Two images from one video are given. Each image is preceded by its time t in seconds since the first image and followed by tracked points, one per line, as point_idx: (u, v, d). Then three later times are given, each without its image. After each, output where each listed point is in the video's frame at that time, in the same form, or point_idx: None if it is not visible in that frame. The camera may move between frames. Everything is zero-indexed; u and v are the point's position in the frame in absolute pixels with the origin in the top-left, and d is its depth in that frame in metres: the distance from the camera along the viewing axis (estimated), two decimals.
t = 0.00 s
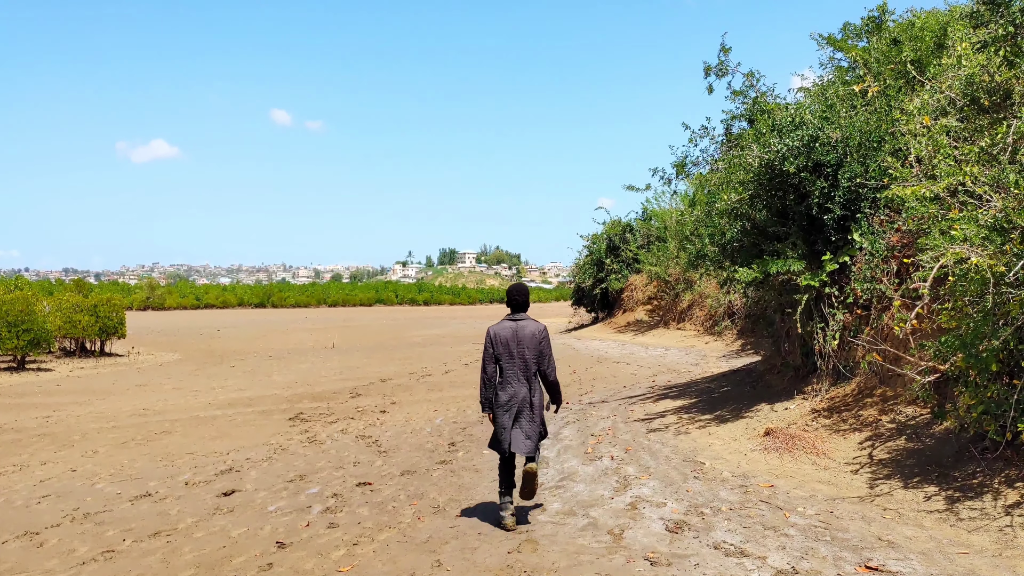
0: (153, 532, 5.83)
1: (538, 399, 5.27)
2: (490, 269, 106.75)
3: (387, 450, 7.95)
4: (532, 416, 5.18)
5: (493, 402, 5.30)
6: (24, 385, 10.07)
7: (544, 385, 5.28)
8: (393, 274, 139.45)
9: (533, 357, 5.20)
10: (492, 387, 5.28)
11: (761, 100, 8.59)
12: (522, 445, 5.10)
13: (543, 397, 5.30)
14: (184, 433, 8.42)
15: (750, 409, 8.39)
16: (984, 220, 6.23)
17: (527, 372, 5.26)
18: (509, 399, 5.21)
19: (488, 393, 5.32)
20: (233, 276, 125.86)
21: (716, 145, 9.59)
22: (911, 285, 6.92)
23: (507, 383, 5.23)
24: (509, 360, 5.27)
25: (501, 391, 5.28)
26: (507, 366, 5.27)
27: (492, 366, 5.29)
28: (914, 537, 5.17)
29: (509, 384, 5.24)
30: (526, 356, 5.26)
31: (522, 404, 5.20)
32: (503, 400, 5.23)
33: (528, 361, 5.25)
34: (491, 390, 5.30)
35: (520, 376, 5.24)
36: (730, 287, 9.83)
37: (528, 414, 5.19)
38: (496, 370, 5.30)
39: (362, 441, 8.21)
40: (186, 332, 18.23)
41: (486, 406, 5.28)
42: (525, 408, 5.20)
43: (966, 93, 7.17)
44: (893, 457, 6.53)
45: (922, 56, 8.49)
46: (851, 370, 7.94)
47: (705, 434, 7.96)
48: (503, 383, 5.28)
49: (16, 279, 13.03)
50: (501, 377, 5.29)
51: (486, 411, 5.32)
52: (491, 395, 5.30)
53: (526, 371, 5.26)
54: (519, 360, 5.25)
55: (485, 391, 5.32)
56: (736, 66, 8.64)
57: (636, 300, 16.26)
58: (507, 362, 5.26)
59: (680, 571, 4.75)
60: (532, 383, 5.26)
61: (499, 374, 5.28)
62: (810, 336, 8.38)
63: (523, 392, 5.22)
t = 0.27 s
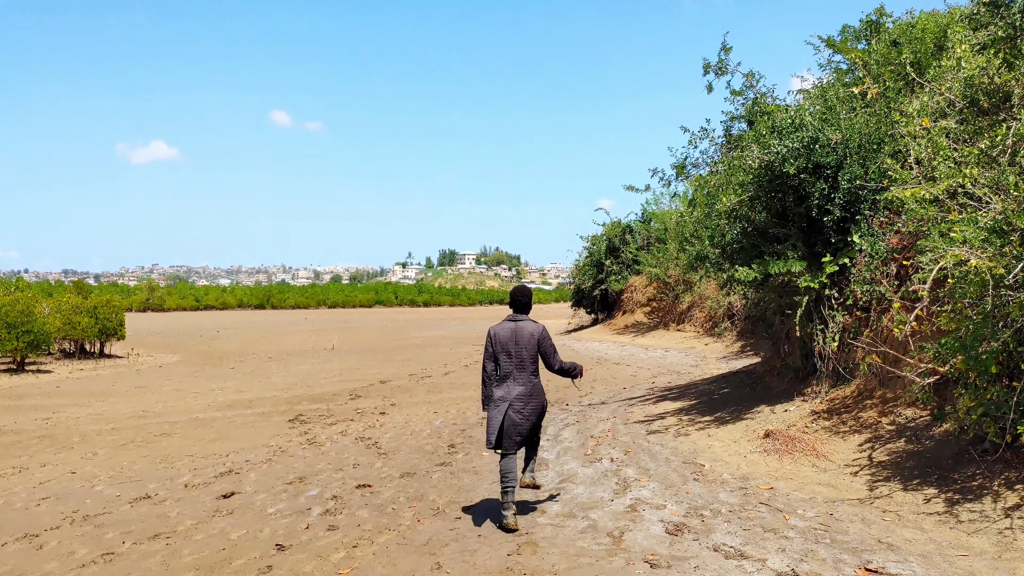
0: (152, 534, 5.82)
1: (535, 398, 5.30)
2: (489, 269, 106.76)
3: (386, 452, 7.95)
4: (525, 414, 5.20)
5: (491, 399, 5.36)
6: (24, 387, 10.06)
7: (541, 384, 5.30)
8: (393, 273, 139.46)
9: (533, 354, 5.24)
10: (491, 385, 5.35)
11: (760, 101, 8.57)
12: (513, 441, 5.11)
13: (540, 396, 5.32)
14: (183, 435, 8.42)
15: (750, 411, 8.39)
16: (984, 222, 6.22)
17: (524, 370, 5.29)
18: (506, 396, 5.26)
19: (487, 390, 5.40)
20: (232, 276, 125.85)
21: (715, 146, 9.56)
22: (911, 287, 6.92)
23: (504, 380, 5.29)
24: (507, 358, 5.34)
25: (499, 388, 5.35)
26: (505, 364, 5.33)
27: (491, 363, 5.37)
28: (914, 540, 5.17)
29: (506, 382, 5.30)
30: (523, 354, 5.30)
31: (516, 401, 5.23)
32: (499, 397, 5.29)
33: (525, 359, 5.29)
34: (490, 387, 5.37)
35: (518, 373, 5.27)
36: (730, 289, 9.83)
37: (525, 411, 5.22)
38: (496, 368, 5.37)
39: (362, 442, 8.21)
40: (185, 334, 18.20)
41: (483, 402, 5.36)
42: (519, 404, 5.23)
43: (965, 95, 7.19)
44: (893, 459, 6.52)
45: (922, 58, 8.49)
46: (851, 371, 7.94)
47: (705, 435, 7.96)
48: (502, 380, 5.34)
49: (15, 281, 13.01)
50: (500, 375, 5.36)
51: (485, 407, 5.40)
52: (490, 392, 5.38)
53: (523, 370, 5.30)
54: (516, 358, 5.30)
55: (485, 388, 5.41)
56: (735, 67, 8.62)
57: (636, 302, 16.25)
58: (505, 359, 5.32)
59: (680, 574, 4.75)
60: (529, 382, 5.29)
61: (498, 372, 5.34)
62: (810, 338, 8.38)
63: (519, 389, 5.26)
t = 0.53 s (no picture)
0: (152, 536, 5.82)
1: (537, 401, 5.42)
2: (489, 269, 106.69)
3: (385, 453, 7.95)
4: (529, 418, 5.29)
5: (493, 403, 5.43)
6: (23, 388, 10.06)
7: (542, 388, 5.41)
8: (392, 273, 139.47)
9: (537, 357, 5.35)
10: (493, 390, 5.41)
11: (760, 103, 8.57)
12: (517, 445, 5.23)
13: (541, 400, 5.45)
14: (183, 436, 8.41)
15: (749, 412, 8.39)
16: (983, 224, 6.22)
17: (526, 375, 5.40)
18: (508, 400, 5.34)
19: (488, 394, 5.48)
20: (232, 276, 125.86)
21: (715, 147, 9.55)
22: (910, 288, 6.92)
23: (507, 385, 5.37)
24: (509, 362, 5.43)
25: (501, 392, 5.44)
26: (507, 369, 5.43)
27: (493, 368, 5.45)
28: (913, 541, 5.17)
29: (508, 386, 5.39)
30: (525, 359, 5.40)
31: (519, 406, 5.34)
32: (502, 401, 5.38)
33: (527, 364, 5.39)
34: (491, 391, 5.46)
35: (520, 377, 5.34)
36: (729, 290, 9.82)
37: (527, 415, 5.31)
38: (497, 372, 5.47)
39: (361, 444, 8.21)
40: (185, 335, 18.19)
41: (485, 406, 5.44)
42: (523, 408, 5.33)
43: (964, 97, 7.20)
44: (892, 461, 6.53)
45: (921, 60, 8.49)
46: (851, 373, 7.94)
47: (705, 437, 7.96)
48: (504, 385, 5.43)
49: (15, 283, 13.00)
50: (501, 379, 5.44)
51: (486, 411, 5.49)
52: (491, 396, 5.46)
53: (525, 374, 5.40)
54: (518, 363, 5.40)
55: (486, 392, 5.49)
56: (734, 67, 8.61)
57: (636, 303, 16.25)
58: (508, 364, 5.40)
59: None
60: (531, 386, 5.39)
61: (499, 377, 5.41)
62: (809, 339, 8.39)
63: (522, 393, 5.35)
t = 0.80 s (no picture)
0: (151, 539, 5.81)
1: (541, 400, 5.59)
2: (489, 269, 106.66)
3: (385, 455, 7.94)
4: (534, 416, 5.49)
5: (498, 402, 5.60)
6: (23, 390, 10.05)
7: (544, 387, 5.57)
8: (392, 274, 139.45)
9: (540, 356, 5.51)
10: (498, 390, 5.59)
11: (759, 104, 8.56)
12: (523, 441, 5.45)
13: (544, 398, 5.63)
14: (182, 438, 8.40)
15: (749, 414, 8.38)
16: (983, 226, 6.21)
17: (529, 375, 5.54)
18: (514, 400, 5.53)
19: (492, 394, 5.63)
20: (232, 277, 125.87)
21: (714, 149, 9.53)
22: (910, 290, 6.91)
23: (511, 386, 5.50)
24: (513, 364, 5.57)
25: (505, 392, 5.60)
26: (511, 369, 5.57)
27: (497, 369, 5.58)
28: (913, 544, 5.16)
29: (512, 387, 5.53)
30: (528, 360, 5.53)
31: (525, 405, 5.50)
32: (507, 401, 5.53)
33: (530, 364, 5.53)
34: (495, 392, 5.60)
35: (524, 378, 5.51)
36: (729, 292, 9.80)
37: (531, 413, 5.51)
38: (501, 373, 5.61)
39: (361, 446, 8.20)
40: (185, 337, 18.18)
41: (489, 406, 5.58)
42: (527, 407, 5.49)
43: (964, 99, 7.22)
44: (892, 463, 6.52)
45: (920, 62, 8.49)
46: (851, 375, 7.94)
47: (705, 439, 7.95)
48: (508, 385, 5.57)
49: (15, 284, 12.99)
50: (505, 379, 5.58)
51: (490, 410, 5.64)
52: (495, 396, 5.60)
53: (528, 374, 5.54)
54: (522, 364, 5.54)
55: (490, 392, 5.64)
56: (734, 67, 8.59)
57: (636, 304, 16.24)
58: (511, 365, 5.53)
59: None
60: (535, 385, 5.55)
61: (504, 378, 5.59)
62: (809, 341, 8.38)
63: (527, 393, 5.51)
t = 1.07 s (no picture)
0: (151, 545, 5.80)
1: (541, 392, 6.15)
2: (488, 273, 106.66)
3: (385, 462, 7.93)
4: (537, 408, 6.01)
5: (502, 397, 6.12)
6: (22, 396, 10.04)
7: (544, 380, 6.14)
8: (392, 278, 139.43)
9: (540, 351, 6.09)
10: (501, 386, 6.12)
11: (758, 110, 8.58)
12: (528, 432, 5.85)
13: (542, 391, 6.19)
14: (182, 444, 8.41)
15: (749, 420, 8.38)
16: (983, 232, 6.23)
17: (530, 369, 6.11)
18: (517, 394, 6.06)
19: (495, 389, 6.15)
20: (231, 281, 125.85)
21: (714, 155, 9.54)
22: (909, 297, 6.92)
23: (514, 381, 6.05)
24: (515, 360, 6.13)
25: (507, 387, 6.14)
26: (513, 365, 6.15)
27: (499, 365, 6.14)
28: (913, 551, 5.16)
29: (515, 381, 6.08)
30: (528, 357, 6.14)
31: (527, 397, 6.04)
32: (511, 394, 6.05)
33: (531, 361, 6.12)
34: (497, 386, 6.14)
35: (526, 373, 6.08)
36: (729, 298, 9.80)
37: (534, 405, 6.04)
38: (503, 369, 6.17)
39: (361, 452, 8.20)
40: (185, 342, 18.17)
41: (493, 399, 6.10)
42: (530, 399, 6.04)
43: (963, 106, 7.24)
44: (892, 469, 6.52)
45: (920, 69, 8.51)
46: (851, 382, 7.94)
47: (705, 445, 7.95)
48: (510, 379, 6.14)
49: (15, 290, 12.99)
50: (507, 374, 6.15)
51: (492, 404, 6.16)
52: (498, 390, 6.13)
53: (529, 369, 6.11)
54: (523, 360, 6.12)
55: (492, 387, 6.17)
56: (732, 73, 8.62)
57: (636, 310, 16.24)
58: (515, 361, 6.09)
59: None
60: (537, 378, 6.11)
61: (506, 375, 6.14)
62: (809, 347, 8.38)
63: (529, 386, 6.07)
